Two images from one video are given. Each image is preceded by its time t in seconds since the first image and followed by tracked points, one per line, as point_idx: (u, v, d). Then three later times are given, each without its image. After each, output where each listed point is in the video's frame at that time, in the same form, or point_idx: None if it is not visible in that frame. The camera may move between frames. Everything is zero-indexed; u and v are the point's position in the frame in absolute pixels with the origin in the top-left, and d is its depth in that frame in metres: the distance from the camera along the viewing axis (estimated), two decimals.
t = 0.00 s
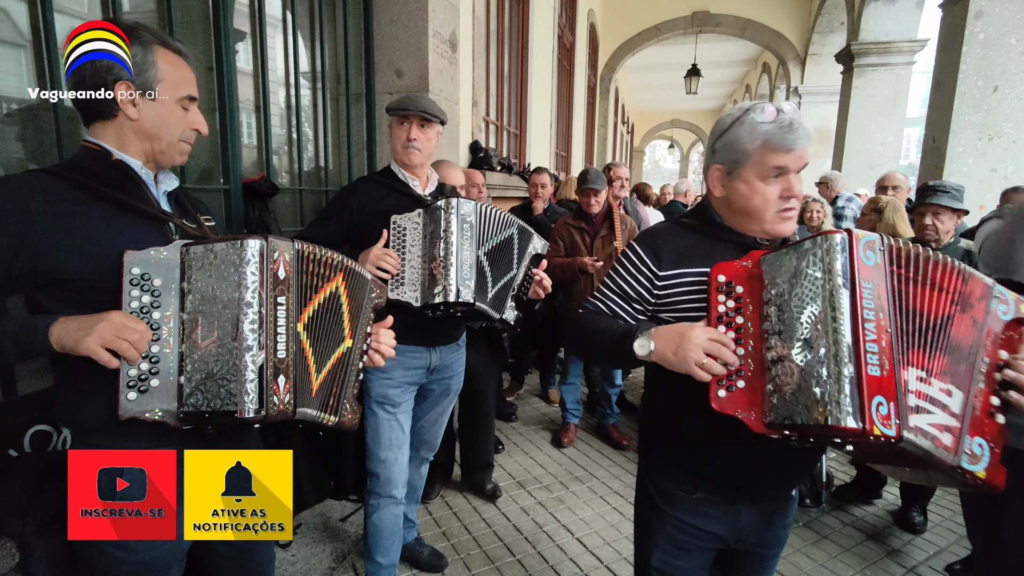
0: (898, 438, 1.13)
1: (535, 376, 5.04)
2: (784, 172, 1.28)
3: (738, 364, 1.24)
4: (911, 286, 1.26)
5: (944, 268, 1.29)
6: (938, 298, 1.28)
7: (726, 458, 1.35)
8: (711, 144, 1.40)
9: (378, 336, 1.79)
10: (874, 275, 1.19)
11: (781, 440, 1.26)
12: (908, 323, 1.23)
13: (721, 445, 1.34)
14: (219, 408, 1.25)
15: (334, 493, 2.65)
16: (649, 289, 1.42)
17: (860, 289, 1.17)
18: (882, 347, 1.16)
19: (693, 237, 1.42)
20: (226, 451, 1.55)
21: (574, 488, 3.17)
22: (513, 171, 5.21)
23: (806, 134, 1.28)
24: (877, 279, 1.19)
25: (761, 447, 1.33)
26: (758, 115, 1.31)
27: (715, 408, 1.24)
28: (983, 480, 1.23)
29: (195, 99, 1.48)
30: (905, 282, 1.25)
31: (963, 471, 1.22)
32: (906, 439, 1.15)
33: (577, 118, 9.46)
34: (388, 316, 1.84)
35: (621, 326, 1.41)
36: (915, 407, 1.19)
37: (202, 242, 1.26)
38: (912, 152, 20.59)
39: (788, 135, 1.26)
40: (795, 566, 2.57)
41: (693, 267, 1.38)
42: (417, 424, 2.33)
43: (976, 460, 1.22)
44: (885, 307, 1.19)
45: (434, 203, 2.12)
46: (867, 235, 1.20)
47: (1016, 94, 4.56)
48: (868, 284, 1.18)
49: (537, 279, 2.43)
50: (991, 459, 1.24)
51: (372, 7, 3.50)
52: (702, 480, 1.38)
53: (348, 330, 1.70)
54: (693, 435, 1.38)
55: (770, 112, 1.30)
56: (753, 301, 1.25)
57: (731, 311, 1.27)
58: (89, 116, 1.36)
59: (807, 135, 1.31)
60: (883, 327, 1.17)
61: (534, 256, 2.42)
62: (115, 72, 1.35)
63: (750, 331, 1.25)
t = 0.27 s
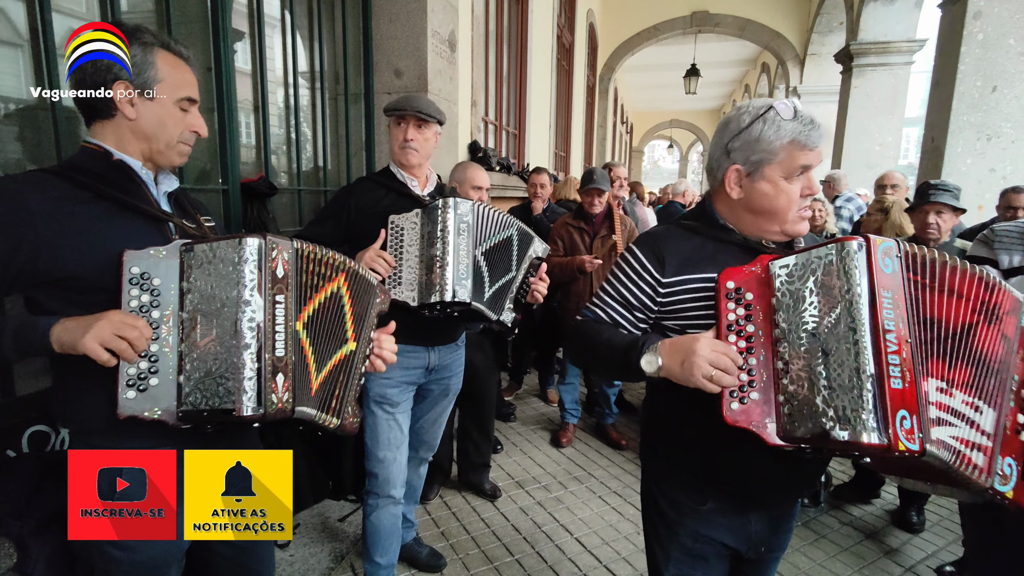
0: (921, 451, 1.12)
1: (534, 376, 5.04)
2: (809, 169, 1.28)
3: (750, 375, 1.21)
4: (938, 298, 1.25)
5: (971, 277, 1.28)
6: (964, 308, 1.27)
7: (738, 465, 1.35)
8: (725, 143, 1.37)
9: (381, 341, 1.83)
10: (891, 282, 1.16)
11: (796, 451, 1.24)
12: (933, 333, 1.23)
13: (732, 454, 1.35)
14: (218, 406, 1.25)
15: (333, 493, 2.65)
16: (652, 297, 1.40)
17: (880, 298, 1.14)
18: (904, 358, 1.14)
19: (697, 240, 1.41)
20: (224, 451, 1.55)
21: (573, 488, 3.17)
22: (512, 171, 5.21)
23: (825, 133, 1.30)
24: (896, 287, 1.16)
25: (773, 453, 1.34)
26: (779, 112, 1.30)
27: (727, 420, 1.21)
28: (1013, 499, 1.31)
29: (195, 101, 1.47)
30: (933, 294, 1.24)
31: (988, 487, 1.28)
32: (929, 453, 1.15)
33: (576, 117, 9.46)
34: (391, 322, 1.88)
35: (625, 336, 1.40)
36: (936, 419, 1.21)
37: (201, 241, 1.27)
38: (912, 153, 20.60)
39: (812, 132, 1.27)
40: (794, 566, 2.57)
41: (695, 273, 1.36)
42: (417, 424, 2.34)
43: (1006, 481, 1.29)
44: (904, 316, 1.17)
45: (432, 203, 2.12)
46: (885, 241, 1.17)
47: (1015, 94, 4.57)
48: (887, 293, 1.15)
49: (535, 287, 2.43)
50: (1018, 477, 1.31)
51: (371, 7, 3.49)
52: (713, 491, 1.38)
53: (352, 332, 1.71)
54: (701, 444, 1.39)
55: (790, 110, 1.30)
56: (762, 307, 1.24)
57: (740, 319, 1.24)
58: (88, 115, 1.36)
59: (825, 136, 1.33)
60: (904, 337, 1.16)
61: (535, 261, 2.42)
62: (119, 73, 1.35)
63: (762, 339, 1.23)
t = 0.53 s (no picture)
0: (940, 455, 1.09)
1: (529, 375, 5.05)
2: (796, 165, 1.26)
3: (756, 382, 1.19)
4: (947, 300, 1.26)
5: (974, 274, 1.29)
6: (971, 307, 1.28)
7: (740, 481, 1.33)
8: (710, 139, 1.33)
9: (373, 346, 1.83)
10: (897, 279, 1.15)
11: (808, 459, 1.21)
12: (944, 333, 1.25)
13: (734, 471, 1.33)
14: (205, 404, 1.26)
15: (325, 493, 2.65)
16: (643, 305, 1.34)
17: (887, 296, 1.12)
18: (916, 359, 1.12)
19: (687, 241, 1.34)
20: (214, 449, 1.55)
21: (565, 486, 3.19)
22: (507, 170, 5.22)
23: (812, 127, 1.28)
24: (901, 284, 1.15)
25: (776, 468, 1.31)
26: (766, 107, 1.27)
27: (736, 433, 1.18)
28: None
29: (183, 99, 1.47)
30: (943, 297, 1.25)
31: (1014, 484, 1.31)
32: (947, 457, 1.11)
33: (572, 117, 9.48)
34: (384, 325, 1.89)
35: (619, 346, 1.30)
36: (948, 418, 1.24)
37: (188, 240, 1.27)
38: (907, 153, 20.67)
39: (800, 127, 1.25)
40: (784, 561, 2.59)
41: (691, 278, 1.30)
42: (409, 423, 2.35)
43: None
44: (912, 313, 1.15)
45: (423, 202, 2.13)
46: (887, 236, 1.15)
47: (1006, 94, 4.60)
48: (892, 290, 1.13)
49: (529, 288, 2.45)
50: None
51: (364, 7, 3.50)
52: (717, 509, 1.36)
53: (345, 334, 1.71)
54: (701, 460, 1.35)
55: (777, 103, 1.28)
56: (762, 310, 1.21)
57: (740, 323, 1.21)
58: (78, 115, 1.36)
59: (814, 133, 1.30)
60: (914, 335, 1.13)
61: (529, 262, 2.43)
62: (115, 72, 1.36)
63: (764, 342, 1.20)
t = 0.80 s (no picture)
0: (935, 458, 1.07)
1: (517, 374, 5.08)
2: (762, 162, 1.24)
3: (739, 388, 1.14)
4: (932, 300, 1.28)
5: (952, 271, 1.32)
6: (955, 304, 1.31)
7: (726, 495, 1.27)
8: (676, 132, 1.33)
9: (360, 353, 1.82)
10: (884, 273, 1.13)
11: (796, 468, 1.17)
12: (928, 329, 1.25)
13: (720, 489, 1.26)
14: (184, 401, 1.27)
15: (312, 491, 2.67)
16: (617, 307, 1.32)
17: (875, 291, 1.11)
18: (907, 355, 1.10)
19: (663, 239, 1.33)
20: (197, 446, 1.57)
21: (552, 483, 3.22)
22: (496, 170, 5.24)
23: (782, 121, 1.25)
24: (888, 278, 1.14)
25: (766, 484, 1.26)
26: (732, 100, 1.25)
27: (720, 442, 1.14)
28: None
29: (166, 99, 1.48)
30: (929, 297, 1.27)
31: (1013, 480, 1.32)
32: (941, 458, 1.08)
33: (561, 117, 9.51)
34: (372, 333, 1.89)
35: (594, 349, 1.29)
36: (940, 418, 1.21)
37: (169, 239, 1.29)
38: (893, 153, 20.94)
39: (765, 123, 1.23)
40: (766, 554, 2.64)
41: (663, 277, 1.28)
42: (395, 420, 2.38)
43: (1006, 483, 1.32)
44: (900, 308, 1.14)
45: (407, 200, 2.15)
46: (872, 230, 1.15)
47: (986, 96, 4.69)
48: (880, 284, 1.12)
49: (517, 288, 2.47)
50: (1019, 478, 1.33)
51: (352, 7, 3.51)
52: (701, 527, 1.29)
53: (336, 340, 1.72)
54: (682, 474, 1.28)
55: (745, 96, 1.25)
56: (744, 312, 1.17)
57: (722, 323, 1.16)
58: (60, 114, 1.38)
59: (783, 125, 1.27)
60: (902, 331, 1.12)
61: (516, 265, 2.44)
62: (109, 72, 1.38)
63: (746, 346, 1.16)
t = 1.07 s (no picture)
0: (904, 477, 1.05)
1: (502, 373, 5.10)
2: (726, 166, 1.26)
3: (704, 398, 1.14)
4: (922, 312, 1.21)
5: (945, 280, 1.23)
6: (949, 317, 1.23)
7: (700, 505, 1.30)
8: (643, 133, 1.37)
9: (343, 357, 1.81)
10: (858, 279, 1.08)
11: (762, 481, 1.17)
12: (911, 340, 1.18)
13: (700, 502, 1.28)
14: (163, 398, 1.28)
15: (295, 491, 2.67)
16: (587, 314, 1.35)
17: (846, 298, 1.06)
18: (876, 367, 1.06)
19: (634, 245, 1.36)
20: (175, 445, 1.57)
21: (535, 480, 3.25)
22: (480, 169, 5.26)
23: (748, 122, 1.26)
24: (864, 286, 1.09)
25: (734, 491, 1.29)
26: (696, 102, 1.27)
27: (687, 455, 1.13)
28: None
29: (143, 98, 1.47)
30: (919, 307, 1.20)
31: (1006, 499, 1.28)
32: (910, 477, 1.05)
33: (547, 117, 9.56)
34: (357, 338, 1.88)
35: (561, 358, 1.32)
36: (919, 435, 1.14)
37: (147, 237, 1.29)
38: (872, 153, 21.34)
39: (728, 124, 1.25)
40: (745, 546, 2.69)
41: (633, 283, 1.31)
42: (378, 419, 2.40)
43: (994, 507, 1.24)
44: (875, 318, 1.09)
45: (389, 199, 2.16)
46: (847, 233, 1.10)
47: (958, 98, 4.82)
48: (852, 292, 1.07)
49: (500, 291, 2.53)
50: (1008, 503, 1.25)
51: (334, 6, 3.51)
52: (674, 535, 1.31)
53: (323, 342, 1.73)
54: (654, 482, 1.31)
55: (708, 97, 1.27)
56: (714, 319, 1.16)
57: (689, 331, 1.16)
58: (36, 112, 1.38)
59: (753, 126, 1.28)
60: (875, 341, 1.07)
61: (500, 268, 2.51)
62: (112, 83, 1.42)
63: (715, 352, 1.15)
